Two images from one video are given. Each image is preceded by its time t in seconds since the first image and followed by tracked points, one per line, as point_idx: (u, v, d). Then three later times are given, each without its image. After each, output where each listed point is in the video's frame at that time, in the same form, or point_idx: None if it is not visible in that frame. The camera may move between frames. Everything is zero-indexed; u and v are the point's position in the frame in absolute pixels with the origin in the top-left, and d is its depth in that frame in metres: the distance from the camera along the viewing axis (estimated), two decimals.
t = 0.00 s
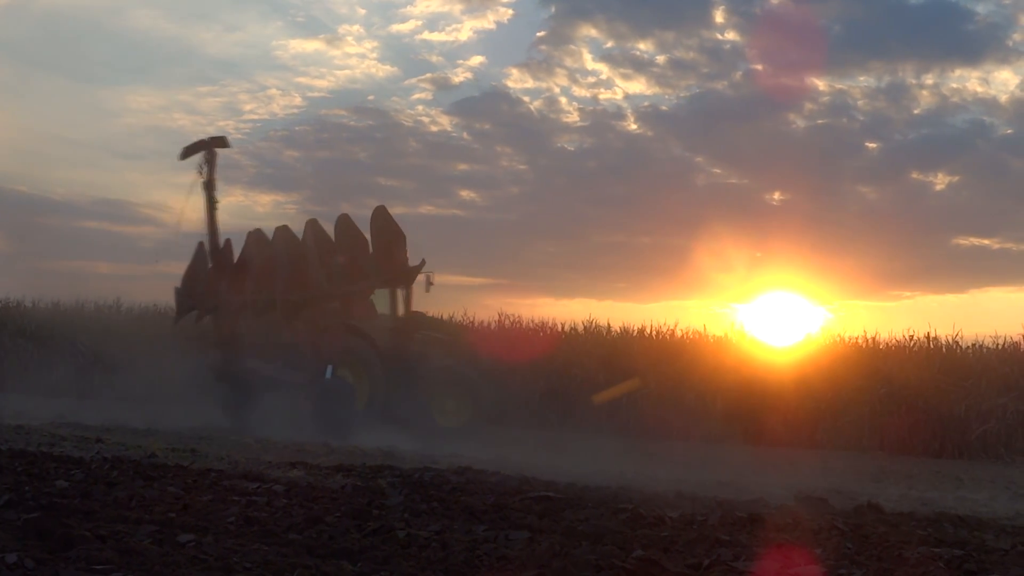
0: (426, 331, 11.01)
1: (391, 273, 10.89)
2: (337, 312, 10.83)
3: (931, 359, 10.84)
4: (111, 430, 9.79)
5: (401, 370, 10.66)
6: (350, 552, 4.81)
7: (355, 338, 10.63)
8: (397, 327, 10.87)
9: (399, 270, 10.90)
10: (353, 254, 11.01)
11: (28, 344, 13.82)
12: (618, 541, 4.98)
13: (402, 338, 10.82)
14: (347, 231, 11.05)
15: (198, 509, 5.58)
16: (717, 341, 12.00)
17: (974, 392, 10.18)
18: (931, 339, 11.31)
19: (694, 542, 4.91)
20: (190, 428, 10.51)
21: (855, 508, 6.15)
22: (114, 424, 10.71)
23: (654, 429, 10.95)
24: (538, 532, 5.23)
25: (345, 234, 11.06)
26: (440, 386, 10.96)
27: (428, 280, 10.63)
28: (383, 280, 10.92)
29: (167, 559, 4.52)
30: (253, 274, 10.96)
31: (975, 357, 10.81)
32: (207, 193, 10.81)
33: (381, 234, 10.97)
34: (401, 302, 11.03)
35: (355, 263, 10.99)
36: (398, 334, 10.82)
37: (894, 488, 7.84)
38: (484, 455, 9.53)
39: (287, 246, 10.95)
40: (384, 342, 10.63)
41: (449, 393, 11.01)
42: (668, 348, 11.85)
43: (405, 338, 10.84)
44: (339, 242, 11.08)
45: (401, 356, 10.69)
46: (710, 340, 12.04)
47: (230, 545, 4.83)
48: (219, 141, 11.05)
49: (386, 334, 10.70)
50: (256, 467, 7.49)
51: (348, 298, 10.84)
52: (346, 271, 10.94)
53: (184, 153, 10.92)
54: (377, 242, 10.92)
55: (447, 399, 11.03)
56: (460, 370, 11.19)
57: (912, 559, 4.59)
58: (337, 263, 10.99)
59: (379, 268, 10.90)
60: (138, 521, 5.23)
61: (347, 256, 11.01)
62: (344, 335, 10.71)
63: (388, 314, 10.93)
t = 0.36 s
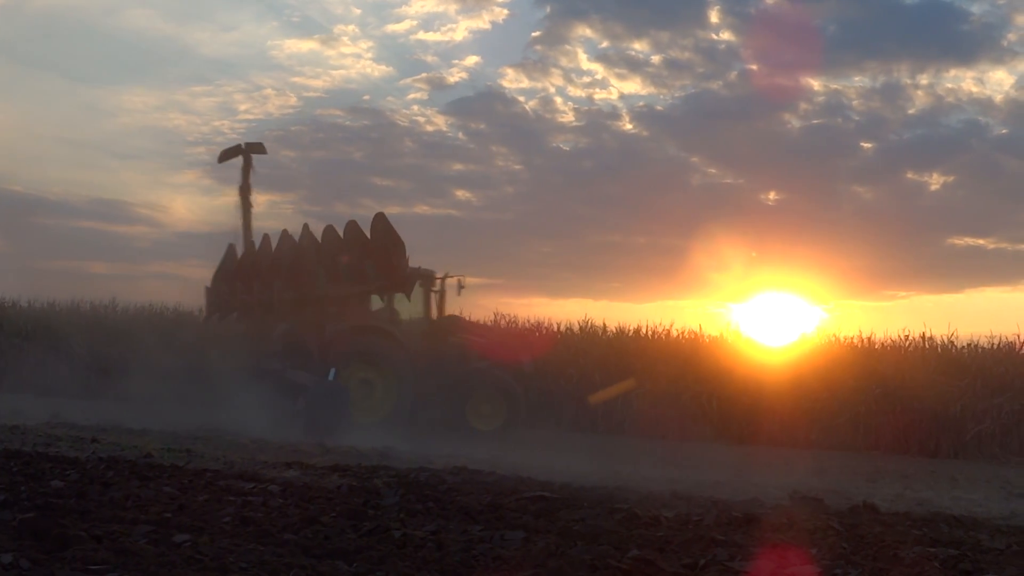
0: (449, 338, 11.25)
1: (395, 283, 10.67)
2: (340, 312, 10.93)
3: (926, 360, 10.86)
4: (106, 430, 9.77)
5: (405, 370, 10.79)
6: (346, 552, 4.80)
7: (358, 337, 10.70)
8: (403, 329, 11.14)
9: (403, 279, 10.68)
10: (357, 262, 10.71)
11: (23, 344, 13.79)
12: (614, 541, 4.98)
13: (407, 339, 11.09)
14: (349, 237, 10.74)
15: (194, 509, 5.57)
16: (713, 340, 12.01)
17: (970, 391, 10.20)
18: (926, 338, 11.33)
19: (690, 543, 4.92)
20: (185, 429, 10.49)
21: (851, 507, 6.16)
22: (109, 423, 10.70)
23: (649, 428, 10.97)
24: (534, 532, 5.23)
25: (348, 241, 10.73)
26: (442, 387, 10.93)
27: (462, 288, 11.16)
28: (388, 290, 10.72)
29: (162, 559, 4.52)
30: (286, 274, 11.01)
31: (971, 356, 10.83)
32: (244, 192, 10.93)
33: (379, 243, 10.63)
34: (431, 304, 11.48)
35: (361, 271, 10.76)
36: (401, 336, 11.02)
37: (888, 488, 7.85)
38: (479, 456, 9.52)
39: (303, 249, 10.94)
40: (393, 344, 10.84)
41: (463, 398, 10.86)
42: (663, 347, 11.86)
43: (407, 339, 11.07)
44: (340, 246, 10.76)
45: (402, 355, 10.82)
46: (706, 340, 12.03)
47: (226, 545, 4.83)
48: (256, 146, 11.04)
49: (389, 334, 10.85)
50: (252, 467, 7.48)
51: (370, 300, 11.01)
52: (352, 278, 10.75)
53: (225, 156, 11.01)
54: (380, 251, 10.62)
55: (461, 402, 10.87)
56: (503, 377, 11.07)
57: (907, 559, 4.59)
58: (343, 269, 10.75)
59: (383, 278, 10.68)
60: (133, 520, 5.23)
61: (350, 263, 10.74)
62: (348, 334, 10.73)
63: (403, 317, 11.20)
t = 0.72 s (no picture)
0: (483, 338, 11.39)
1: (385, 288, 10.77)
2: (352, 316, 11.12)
3: (920, 359, 10.90)
4: (98, 430, 9.73)
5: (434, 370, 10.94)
6: (339, 552, 4.79)
7: (388, 341, 10.97)
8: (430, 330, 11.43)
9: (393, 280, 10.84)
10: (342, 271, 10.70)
11: (13, 342, 13.70)
12: (607, 541, 4.98)
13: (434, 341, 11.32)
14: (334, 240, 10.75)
15: (187, 509, 5.56)
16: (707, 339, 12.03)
17: (963, 390, 10.25)
18: (919, 338, 11.36)
19: (684, 542, 4.92)
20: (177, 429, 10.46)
21: (844, 507, 6.17)
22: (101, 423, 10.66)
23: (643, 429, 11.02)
24: (528, 532, 5.22)
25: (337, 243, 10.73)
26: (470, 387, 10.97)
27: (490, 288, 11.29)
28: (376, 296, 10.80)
29: (156, 559, 4.51)
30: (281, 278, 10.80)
31: (964, 356, 10.87)
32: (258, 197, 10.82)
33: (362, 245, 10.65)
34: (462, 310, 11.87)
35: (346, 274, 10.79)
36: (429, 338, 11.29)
37: (881, 487, 7.87)
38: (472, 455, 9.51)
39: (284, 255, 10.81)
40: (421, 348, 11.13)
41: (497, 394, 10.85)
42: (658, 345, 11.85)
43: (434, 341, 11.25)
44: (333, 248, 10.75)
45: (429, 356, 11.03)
46: (700, 340, 12.05)
47: (219, 545, 4.82)
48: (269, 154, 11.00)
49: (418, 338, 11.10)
50: (245, 467, 7.47)
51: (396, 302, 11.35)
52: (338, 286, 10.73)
53: (238, 161, 10.93)
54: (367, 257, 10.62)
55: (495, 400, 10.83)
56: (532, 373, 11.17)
57: (901, 558, 4.60)
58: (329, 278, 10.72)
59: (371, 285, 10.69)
60: (127, 521, 5.21)
61: (336, 268, 10.74)
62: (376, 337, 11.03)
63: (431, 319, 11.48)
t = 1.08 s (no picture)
0: (512, 336, 11.06)
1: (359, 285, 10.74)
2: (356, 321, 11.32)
3: (908, 357, 10.95)
4: (84, 428, 9.68)
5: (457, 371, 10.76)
6: (327, 550, 4.78)
7: (412, 342, 10.81)
8: (457, 328, 11.11)
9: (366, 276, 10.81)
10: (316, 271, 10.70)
11: None
12: (595, 539, 4.98)
13: (460, 340, 11.07)
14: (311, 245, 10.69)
15: (174, 509, 5.52)
16: (695, 337, 12.06)
17: (951, 389, 10.32)
18: (908, 336, 11.41)
19: (672, 541, 4.92)
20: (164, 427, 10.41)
21: (833, 505, 6.19)
22: (87, 422, 10.60)
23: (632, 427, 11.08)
24: (516, 531, 5.21)
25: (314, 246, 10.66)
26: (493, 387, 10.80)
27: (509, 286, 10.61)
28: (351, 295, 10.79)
29: (144, 558, 4.48)
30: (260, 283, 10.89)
31: (952, 354, 10.93)
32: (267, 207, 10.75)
33: (338, 245, 10.61)
34: (488, 308, 11.28)
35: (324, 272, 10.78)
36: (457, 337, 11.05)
37: (868, 486, 7.91)
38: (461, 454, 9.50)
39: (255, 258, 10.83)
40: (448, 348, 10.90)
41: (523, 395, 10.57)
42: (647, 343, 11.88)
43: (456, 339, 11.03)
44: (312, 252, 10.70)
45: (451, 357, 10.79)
46: (689, 338, 12.07)
47: (207, 543, 4.80)
48: (267, 163, 10.95)
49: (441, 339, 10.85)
50: (233, 466, 7.42)
51: (424, 301, 11.13)
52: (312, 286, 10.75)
53: (240, 171, 10.88)
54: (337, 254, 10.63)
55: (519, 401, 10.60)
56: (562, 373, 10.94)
57: (889, 557, 4.62)
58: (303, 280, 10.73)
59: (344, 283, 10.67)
60: (114, 519, 5.18)
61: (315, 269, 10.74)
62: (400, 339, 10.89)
63: (458, 317, 11.16)
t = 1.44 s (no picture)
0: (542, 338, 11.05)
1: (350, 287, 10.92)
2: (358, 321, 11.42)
3: (891, 356, 11.02)
4: (65, 428, 9.61)
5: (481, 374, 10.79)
6: (311, 550, 4.76)
7: (437, 344, 10.84)
8: (484, 329, 11.08)
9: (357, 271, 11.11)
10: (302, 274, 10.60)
11: None
12: (580, 538, 4.98)
13: (486, 342, 11.05)
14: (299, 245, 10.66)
15: (158, 509, 5.47)
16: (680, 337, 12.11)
17: (934, 387, 10.39)
18: (891, 336, 11.48)
19: (656, 540, 4.93)
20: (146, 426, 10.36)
21: (816, 504, 6.23)
22: (68, 421, 10.52)
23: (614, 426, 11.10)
24: (501, 530, 5.21)
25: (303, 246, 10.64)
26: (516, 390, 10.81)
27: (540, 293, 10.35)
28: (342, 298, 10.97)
29: (127, 558, 4.45)
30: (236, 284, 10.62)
31: (934, 353, 11.00)
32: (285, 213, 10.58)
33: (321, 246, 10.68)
34: (515, 311, 11.19)
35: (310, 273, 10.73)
36: (485, 341, 11.03)
37: (851, 484, 7.95)
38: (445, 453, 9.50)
39: (238, 257, 10.71)
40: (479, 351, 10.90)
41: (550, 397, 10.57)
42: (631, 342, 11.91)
43: (481, 341, 11.02)
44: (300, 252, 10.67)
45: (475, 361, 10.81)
46: (673, 337, 12.13)
47: (191, 543, 4.77)
48: (278, 170, 10.91)
49: (466, 342, 10.85)
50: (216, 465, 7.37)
51: (452, 303, 11.08)
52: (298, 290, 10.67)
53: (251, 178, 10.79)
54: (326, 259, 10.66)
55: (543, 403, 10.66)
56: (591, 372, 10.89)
57: (872, 556, 4.64)
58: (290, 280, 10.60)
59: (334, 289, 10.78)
60: (97, 519, 5.14)
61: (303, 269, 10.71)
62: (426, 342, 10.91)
63: (487, 320, 11.10)
